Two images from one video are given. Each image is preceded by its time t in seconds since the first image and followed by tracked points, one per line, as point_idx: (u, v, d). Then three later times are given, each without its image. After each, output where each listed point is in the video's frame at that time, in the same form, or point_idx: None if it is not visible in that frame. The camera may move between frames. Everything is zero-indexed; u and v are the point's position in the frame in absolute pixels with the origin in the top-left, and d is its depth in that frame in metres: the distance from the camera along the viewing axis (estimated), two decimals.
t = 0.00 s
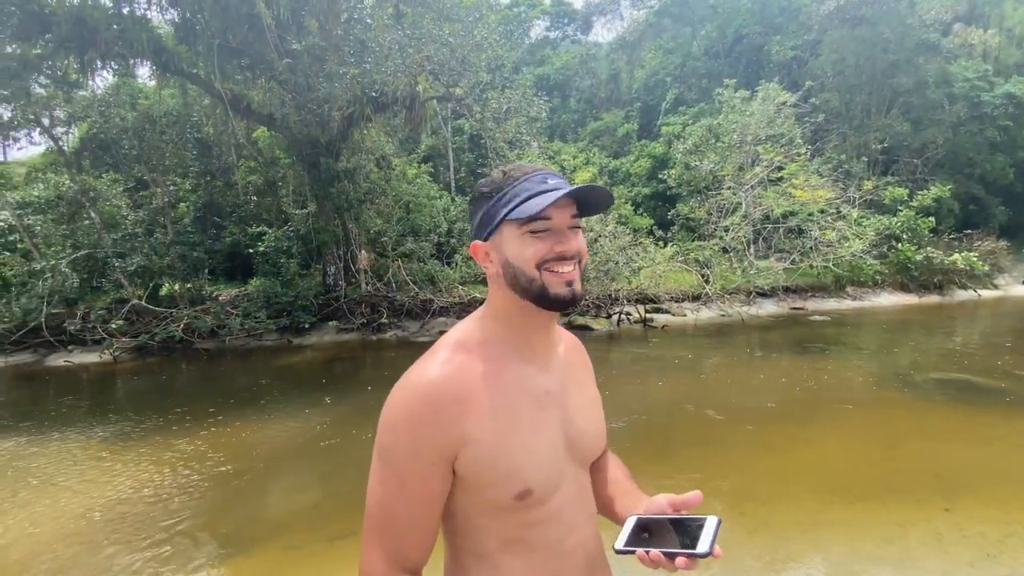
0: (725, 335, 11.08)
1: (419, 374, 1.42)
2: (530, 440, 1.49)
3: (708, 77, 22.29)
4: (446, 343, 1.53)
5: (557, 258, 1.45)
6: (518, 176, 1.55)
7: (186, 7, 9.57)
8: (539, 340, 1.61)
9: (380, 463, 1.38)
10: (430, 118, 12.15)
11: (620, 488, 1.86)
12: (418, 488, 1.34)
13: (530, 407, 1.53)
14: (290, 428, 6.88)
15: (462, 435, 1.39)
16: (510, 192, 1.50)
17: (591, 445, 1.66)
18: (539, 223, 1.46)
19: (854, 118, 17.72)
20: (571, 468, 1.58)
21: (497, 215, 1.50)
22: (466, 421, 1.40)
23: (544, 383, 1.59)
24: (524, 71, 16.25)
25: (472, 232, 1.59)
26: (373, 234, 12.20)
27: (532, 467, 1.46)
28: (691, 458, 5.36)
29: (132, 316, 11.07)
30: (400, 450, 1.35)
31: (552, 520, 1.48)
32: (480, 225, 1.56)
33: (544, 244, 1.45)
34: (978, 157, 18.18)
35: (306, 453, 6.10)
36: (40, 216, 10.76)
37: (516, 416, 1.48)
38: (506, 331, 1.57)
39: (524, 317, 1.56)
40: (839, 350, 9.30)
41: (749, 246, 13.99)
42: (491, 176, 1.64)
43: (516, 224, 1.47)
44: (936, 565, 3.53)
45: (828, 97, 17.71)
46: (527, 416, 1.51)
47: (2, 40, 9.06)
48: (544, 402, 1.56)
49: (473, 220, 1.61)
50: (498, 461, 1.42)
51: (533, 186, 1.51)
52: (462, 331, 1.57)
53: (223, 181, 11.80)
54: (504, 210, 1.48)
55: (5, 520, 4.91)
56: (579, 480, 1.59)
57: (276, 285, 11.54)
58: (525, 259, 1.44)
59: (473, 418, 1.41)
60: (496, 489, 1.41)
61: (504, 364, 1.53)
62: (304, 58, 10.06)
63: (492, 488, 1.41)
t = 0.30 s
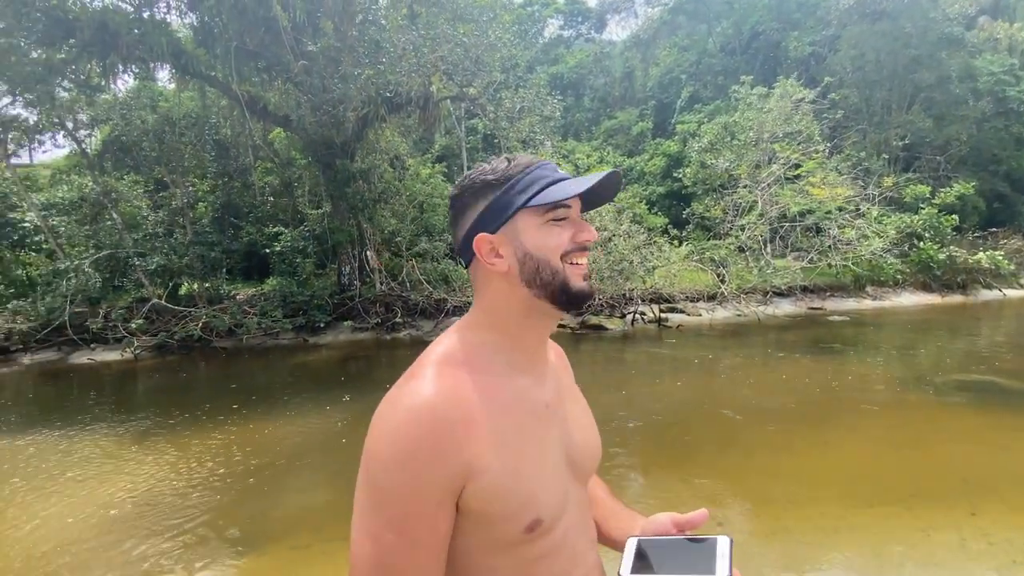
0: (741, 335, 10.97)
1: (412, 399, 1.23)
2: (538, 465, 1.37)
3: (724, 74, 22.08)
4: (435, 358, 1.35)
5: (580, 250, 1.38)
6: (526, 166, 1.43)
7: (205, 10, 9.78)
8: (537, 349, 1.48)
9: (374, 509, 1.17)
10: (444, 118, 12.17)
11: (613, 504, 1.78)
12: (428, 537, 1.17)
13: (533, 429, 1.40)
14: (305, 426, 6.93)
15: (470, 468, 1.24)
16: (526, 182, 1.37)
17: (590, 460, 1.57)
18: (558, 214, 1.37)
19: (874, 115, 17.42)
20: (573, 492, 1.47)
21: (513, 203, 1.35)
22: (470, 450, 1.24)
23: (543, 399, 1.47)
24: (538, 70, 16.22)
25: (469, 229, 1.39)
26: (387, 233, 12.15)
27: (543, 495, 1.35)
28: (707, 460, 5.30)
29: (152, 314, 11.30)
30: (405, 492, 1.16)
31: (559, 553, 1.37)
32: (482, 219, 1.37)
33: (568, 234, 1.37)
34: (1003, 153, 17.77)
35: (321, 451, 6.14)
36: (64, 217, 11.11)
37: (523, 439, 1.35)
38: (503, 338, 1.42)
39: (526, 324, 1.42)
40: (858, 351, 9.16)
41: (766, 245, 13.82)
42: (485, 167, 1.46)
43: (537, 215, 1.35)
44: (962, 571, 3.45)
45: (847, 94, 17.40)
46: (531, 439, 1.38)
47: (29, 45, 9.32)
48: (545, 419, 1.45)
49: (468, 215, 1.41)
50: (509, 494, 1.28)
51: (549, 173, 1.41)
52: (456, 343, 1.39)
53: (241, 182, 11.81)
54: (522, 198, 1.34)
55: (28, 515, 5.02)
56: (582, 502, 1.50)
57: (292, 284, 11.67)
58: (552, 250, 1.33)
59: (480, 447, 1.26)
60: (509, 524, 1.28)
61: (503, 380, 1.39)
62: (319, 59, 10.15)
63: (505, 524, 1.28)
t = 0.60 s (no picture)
0: (765, 335, 10.80)
1: (318, 435, 1.12)
2: (463, 520, 1.21)
3: (746, 70, 21.77)
4: (347, 391, 1.22)
5: (527, 261, 1.30)
6: (472, 156, 1.35)
7: (230, 16, 10.07)
8: (474, 381, 1.34)
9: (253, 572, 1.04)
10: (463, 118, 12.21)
11: (576, 555, 1.63)
12: None
13: (467, 475, 1.26)
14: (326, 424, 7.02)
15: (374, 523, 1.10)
16: (468, 174, 1.30)
17: (538, 511, 1.40)
18: (506, 219, 1.30)
19: (903, 109, 17.00)
20: (517, 548, 1.32)
21: (451, 196, 1.27)
22: (381, 499, 1.12)
23: (485, 441, 1.33)
24: (556, 69, 16.19)
25: (399, 221, 1.33)
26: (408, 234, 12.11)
27: (468, 557, 1.19)
28: (728, 462, 5.24)
29: (179, 314, 11.56)
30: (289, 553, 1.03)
31: None
32: (414, 211, 1.30)
33: (513, 242, 1.29)
34: None
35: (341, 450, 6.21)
36: (95, 220, 11.47)
37: (445, 489, 1.20)
38: (431, 367, 1.29)
39: (457, 351, 1.29)
40: (885, 351, 8.97)
41: (789, 244, 13.59)
42: (424, 151, 1.39)
43: (481, 216, 1.27)
44: None
45: (874, 88, 16.99)
46: (463, 488, 1.24)
47: (61, 53, 9.64)
48: (481, 464, 1.29)
49: (400, 205, 1.34)
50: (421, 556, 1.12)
51: (495, 172, 1.33)
52: (381, 372, 1.28)
53: (264, 184, 12.04)
54: (462, 193, 1.27)
55: (62, 507, 5.19)
56: (525, 563, 1.33)
57: (314, 284, 11.83)
58: (494, 258, 1.25)
59: (388, 499, 1.13)
60: None
61: (427, 418, 1.25)
62: (340, 63, 10.28)
63: None
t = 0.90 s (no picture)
0: (788, 335, 10.64)
1: (261, 433, 1.11)
2: (417, 511, 1.20)
3: (769, 66, 21.44)
4: (289, 384, 1.22)
5: (476, 225, 1.27)
6: (410, 104, 1.28)
7: (253, 21, 10.17)
8: (423, 364, 1.34)
9: None
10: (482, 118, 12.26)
11: (535, 539, 1.62)
12: None
13: (425, 463, 1.26)
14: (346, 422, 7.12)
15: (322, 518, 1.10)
16: (404, 126, 1.25)
17: (502, 492, 1.40)
18: (451, 179, 1.25)
19: (932, 104, 16.58)
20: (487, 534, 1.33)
21: (384, 151, 1.22)
22: (330, 494, 1.12)
23: (442, 427, 1.33)
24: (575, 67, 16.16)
25: (333, 177, 1.28)
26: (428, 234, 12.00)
27: (426, 544, 1.18)
28: (749, 464, 5.18)
29: (204, 314, 11.83)
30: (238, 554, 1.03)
31: None
32: (347, 168, 1.25)
33: (458, 203, 1.25)
34: None
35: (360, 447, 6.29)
36: (124, 222, 11.67)
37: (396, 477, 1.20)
38: (378, 353, 1.29)
39: (407, 331, 1.28)
40: (913, 352, 8.78)
41: (813, 243, 13.34)
42: (359, 101, 1.33)
43: (420, 174, 1.23)
44: None
45: (902, 83, 16.60)
46: (422, 477, 1.24)
47: (90, 59, 9.89)
48: (437, 448, 1.29)
49: (333, 160, 1.30)
50: (375, 546, 1.13)
51: (435, 123, 1.27)
52: (328, 361, 1.26)
53: (286, 185, 12.12)
54: (397, 147, 1.21)
55: (93, 500, 5.35)
56: (491, 547, 1.33)
57: (336, 284, 12.00)
58: (438, 221, 1.22)
59: (333, 492, 1.12)
60: None
61: (373, 406, 1.24)
62: (361, 66, 10.39)
63: None
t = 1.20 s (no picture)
0: (813, 336, 10.46)
1: (292, 413, 1.11)
2: (441, 483, 1.23)
3: (793, 61, 21.08)
4: (308, 367, 1.22)
5: (472, 215, 1.26)
6: (409, 111, 1.31)
7: (276, 26, 10.29)
8: (437, 345, 1.36)
9: (239, 557, 1.02)
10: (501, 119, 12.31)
11: (543, 507, 1.67)
12: None
13: (446, 438, 1.29)
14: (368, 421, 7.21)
15: (357, 492, 1.11)
16: (400, 129, 1.26)
17: (512, 465, 1.43)
18: (446, 173, 1.25)
19: (963, 98, 16.13)
20: (496, 504, 1.37)
21: (382, 154, 1.24)
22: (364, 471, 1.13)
23: (457, 403, 1.35)
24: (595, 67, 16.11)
25: (339, 185, 1.31)
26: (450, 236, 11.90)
27: (448, 514, 1.21)
28: (773, 466, 5.12)
29: (231, 315, 12.11)
30: (280, 529, 1.02)
31: None
32: (351, 174, 1.28)
33: (454, 197, 1.25)
34: None
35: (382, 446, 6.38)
36: (154, 225, 12.16)
37: (421, 451, 1.22)
38: (395, 338, 1.30)
39: (424, 315, 1.30)
40: (944, 353, 8.55)
41: (839, 241, 13.06)
42: (360, 109, 1.36)
43: (415, 174, 1.23)
44: None
45: (931, 77, 16.19)
46: (444, 451, 1.27)
47: (120, 67, 10.12)
48: (455, 425, 1.32)
49: (339, 170, 1.33)
50: (403, 517, 1.15)
51: (429, 122, 1.27)
52: (348, 346, 1.27)
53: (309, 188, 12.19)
54: (392, 150, 1.22)
55: (124, 495, 5.52)
56: (499, 517, 1.37)
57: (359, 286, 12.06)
58: (435, 217, 1.22)
59: (365, 469, 1.13)
60: (408, 553, 1.15)
61: (394, 385, 1.26)
62: (382, 69, 10.50)
63: (405, 554, 1.15)
